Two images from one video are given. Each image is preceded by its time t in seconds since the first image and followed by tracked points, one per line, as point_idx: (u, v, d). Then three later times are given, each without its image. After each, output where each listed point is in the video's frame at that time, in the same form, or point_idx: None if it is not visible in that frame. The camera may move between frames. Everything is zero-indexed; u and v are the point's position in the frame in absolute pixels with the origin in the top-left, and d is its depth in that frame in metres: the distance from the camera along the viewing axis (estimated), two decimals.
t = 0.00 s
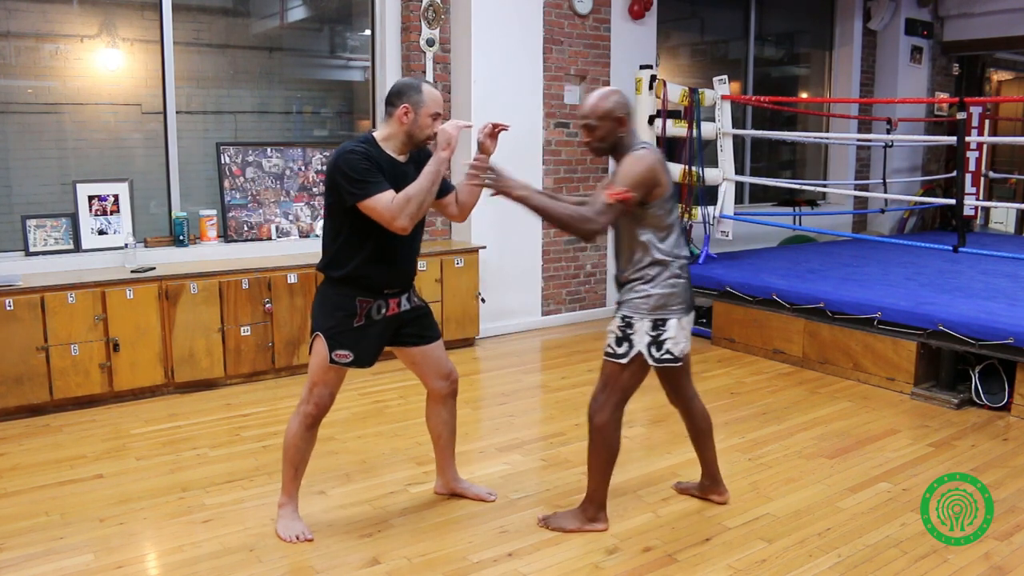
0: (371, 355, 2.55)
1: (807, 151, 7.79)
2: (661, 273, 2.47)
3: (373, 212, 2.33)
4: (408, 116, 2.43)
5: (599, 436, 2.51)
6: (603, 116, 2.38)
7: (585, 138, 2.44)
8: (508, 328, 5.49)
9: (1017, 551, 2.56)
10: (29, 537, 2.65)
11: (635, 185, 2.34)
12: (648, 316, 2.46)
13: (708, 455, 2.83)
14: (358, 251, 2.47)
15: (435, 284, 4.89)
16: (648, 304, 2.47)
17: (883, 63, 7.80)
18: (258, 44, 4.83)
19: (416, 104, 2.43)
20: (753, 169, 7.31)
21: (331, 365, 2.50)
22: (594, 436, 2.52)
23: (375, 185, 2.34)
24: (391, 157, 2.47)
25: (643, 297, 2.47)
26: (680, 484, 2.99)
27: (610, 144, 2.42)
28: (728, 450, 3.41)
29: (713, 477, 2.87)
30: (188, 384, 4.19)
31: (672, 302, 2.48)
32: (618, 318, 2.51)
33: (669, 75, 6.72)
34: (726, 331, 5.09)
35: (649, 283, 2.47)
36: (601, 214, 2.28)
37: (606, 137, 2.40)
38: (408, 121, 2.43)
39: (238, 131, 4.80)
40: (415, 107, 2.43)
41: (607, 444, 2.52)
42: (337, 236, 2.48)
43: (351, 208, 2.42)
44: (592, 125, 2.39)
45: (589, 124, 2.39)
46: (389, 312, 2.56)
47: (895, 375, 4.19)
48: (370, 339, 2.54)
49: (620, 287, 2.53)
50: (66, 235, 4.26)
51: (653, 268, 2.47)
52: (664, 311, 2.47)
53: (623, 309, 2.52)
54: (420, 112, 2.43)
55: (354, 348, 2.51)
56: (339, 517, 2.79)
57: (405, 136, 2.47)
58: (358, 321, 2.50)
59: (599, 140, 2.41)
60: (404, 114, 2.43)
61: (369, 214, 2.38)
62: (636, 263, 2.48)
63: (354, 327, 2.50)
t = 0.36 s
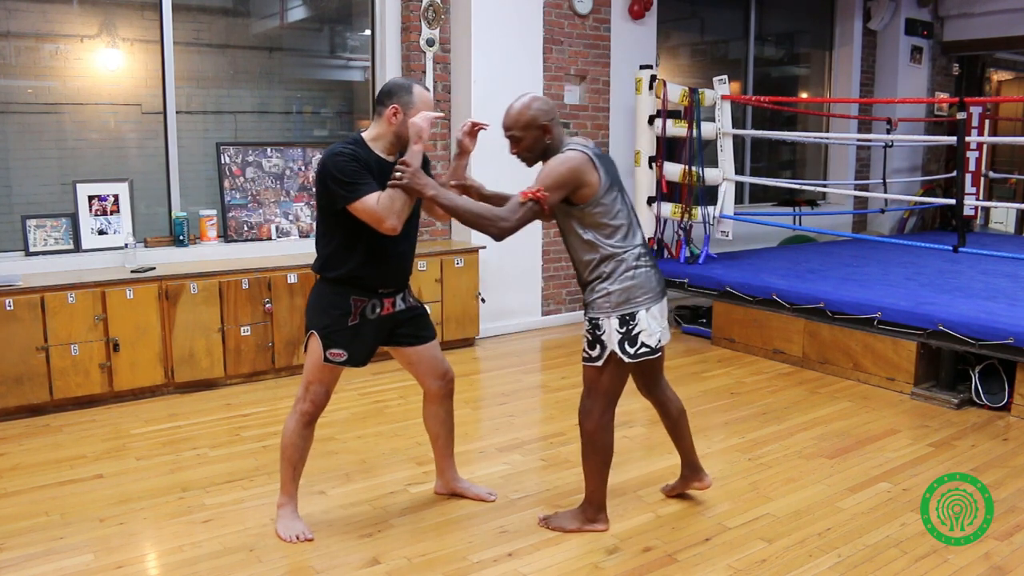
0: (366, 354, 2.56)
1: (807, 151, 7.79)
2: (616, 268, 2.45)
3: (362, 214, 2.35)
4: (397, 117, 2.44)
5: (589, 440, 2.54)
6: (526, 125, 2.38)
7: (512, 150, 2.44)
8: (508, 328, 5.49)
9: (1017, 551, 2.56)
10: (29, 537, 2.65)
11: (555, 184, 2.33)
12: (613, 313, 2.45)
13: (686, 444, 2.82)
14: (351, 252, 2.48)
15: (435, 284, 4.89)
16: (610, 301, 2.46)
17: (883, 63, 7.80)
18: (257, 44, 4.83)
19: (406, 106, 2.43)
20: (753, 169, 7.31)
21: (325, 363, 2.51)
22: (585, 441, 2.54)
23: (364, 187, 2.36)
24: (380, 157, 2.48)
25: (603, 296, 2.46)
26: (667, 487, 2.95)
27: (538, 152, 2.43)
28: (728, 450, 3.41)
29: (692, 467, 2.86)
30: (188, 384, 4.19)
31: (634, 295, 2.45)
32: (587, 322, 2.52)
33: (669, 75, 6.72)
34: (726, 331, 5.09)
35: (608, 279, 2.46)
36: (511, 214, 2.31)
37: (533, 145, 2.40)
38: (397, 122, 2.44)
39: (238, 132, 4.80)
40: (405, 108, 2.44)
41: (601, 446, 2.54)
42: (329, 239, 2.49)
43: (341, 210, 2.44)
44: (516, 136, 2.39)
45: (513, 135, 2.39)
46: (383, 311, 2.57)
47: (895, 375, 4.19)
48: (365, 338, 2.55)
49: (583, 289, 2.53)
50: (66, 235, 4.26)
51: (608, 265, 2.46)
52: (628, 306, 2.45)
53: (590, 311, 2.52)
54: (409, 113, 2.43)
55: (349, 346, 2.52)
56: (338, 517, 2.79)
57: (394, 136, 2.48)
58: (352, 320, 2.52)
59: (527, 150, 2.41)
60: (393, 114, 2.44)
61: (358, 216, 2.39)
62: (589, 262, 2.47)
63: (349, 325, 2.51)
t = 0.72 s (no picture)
0: (344, 346, 2.58)
1: (807, 151, 7.79)
2: (605, 268, 2.45)
3: (335, 212, 2.33)
4: (378, 116, 2.46)
5: (586, 442, 2.54)
6: (509, 127, 2.38)
7: (497, 153, 2.44)
8: (508, 328, 5.49)
9: (1018, 551, 2.56)
10: (29, 537, 2.65)
11: (534, 180, 2.33)
12: (604, 313, 2.45)
13: (681, 443, 2.80)
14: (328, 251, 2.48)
15: (435, 284, 4.89)
16: (601, 302, 2.45)
17: (883, 63, 7.80)
18: (258, 44, 4.83)
19: (388, 105, 2.46)
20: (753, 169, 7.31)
21: (307, 358, 2.52)
22: (583, 442, 2.55)
23: (340, 185, 2.35)
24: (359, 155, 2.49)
25: (594, 296, 2.46)
26: (666, 488, 2.95)
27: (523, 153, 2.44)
28: (728, 450, 3.41)
29: (687, 464, 2.83)
30: (188, 384, 4.19)
31: (624, 295, 2.45)
32: (579, 323, 2.51)
33: (669, 75, 6.72)
34: (726, 331, 5.09)
35: (598, 279, 2.46)
36: (488, 206, 2.30)
37: (516, 147, 2.41)
38: (377, 121, 2.46)
39: (238, 132, 4.80)
40: (386, 108, 2.46)
41: (598, 449, 2.55)
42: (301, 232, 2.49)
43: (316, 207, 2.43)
44: (501, 139, 2.39)
45: (497, 137, 2.39)
46: (360, 303, 2.58)
47: (895, 375, 4.19)
48: (345, 331, 2.56)
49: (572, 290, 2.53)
50: (66, 235, 4.26)
51: (597, 265, 2.46)
52: (619, 306, 2.45)
53: (581, 313, 2.52)
54: (390, 113, 2.46)
55: (329, 340, 2.53)
56: (338, 517, 2.78)
57: (373, 135, 2.49)
58: (331, 313, 2.52)
59: (512, 151, 2.42)
60: (374, 114, 2.46)
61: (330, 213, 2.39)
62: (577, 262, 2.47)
63: (328, 319, 2.52)
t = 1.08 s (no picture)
0: (295, 345, 2.63)
1: (807, 151, 7.79)
2: (611, 269, 2.45)
3: (312, 213, 2.41)
4: (359, 119, 2.49)
5: (594, 443, 2.54)
6: (508, 132, 2.38)
7: (497, 157, 2.45)
8: (508, 328, 5.49)
9: (1017, 551, 2.56)
10: (29, 537, 2.65)
11: (527, 181, 2.32)
12: (612, 315, 2.45)
13: (685, 443, 2.81)
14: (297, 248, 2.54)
15: (435, 284, 4.89)
16: (608, 303, 2.46)
17: (883, 63, 7.80)
18: (257, 44, 4.82)
19: (369, 108, 2.48)
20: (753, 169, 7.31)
21: (254, 351, 2.58)
22: (590, 444, 2.55)
23: (316, 188, 2.42)
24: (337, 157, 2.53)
25: (601, 298, 2.46)
26: (666, 488, 2.95)
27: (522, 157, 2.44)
28: (728, 450, 3.41)
29: (691, 464, 2.84)
30: (188, 384, 4.19)
31: (631, 295, 2.46)
32: (586, 325, 2.51)
33: (669, 76, 6.72)
34: (726, 331, 5.09)
35: (604, 280, 2.46)
36: (474, 204, 2.32)
37: (514, 152, 2.41)
38: (358, 123, 2.49)
39: (238, 132, 4.80)
40: (366, 111, 2.48)
41: (604, 450, 2.55)
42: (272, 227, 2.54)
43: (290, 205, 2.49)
44: (500, 143, 2.40)
45: (496, 142, 2.40)
46: (318, 304, 2.63)
47: (895, 375, 4.19)
48: (297, 329, 2.61)
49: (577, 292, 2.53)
50: (66, 234, 4.26)
51: (601, 267, 2.46)
52: (626, 306, 2.46)
53: (587, 315, 2.52)
54: (372, 116, 2.49)
55: (280, 337, 2.58)
56: (338, 517, 2.78)
57: (352, 137, 2.52)
58: (287, 311, 2.58)
59: (510, 156, 2.42)
60: (356, 115, 2.48)
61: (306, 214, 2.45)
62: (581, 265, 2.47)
63: (283, 316, 2.57)
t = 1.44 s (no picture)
0: (258, 352, 2.61)
1: (807, 151, 7.79)
2: (621, 268, 2.46)
3: (257, 220, 2.42)
4: (300, 123, 2.51)
5: (599, 442, 2.54)
6: (514, 136, 2.38)
7: (504, 159, 2.44)
8: (508, 328, 5.49)
9: (1017, 551, 2.56)
10: (28, 537, 2.65)
11: (547, 199, 2.32)
12: (622, 314, 2.47)
13: (694, 446, 2.82)
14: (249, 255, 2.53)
15: (436, 284, 4.89)
16: (618, 302, 2.47)
17: (883, 63, 7.80)
18: (258, 44, 4.82)
19: (308, 111, 2.50)
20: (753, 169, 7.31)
21: (218, 360, 2.57)
22: (595, 443, 2.54)
23: (258, 192, 2.43)
24: (284, 162, 2.56)
25: (611, 297, 2.47)
26: (668, 487, 2.96)
27: (529, 159, 2.44)
28: (728, 450, 3.41)
29: (697, 465, 2.86)
30: (188, 384, 4.19)
31: (640, 294, 2.47)
32: (596, 323, 2.52)
33: (669, 76, 6.72)
34: (726, 331, 5.09)
35: (614, 280, 2.47)
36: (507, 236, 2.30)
37: (520, 157, 2.41)
38: (299, 128, 2.51)
39: (238, 132, 4.80)
40: (307, 114, 2.51)
41: (608, 449, 2.55)
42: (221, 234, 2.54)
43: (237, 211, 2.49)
44: (507, 146, 2.39)
45: (503, 146, 2.39)
46: (278, 311, 2.62)
47: (895, 375, 4.19)
48: (257, 338, 2.60)
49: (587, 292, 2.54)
50: (66, 235, 4.26)
51: (612, 267, 2.46)
52: (635, 305, 2.47)
53: (597, 314, 2.53)
54: (311, 119, 2.51)
55: (241, 345, 2.57)
56: (338, 517, 2.78)
57: (299, 141, 2.55)
58: (245, 319, 2.56)
59: (516, 159, 2.42)
60: (296, 121, 2.51)
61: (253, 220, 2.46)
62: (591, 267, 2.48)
63: (241, 324, 2.56)
